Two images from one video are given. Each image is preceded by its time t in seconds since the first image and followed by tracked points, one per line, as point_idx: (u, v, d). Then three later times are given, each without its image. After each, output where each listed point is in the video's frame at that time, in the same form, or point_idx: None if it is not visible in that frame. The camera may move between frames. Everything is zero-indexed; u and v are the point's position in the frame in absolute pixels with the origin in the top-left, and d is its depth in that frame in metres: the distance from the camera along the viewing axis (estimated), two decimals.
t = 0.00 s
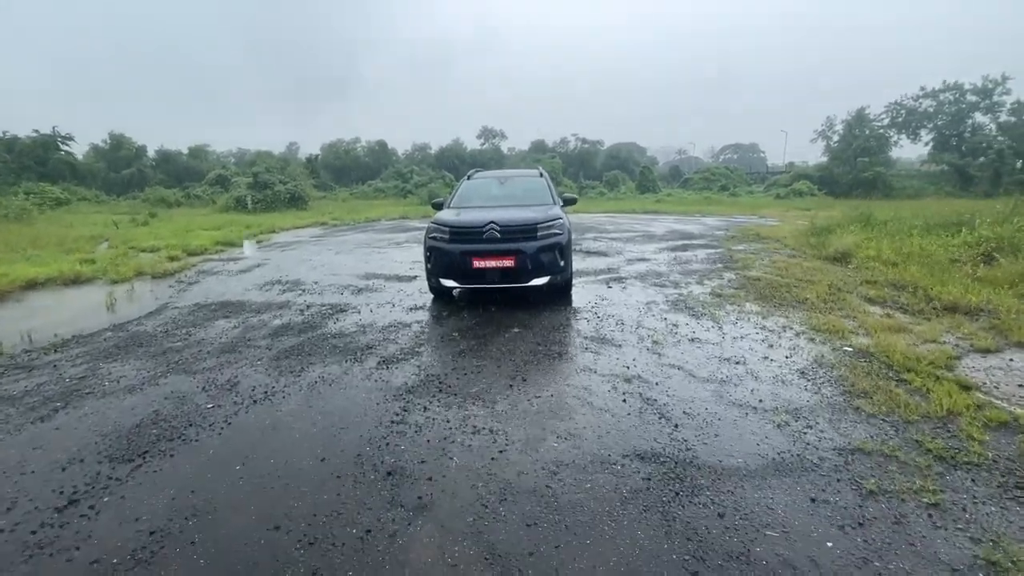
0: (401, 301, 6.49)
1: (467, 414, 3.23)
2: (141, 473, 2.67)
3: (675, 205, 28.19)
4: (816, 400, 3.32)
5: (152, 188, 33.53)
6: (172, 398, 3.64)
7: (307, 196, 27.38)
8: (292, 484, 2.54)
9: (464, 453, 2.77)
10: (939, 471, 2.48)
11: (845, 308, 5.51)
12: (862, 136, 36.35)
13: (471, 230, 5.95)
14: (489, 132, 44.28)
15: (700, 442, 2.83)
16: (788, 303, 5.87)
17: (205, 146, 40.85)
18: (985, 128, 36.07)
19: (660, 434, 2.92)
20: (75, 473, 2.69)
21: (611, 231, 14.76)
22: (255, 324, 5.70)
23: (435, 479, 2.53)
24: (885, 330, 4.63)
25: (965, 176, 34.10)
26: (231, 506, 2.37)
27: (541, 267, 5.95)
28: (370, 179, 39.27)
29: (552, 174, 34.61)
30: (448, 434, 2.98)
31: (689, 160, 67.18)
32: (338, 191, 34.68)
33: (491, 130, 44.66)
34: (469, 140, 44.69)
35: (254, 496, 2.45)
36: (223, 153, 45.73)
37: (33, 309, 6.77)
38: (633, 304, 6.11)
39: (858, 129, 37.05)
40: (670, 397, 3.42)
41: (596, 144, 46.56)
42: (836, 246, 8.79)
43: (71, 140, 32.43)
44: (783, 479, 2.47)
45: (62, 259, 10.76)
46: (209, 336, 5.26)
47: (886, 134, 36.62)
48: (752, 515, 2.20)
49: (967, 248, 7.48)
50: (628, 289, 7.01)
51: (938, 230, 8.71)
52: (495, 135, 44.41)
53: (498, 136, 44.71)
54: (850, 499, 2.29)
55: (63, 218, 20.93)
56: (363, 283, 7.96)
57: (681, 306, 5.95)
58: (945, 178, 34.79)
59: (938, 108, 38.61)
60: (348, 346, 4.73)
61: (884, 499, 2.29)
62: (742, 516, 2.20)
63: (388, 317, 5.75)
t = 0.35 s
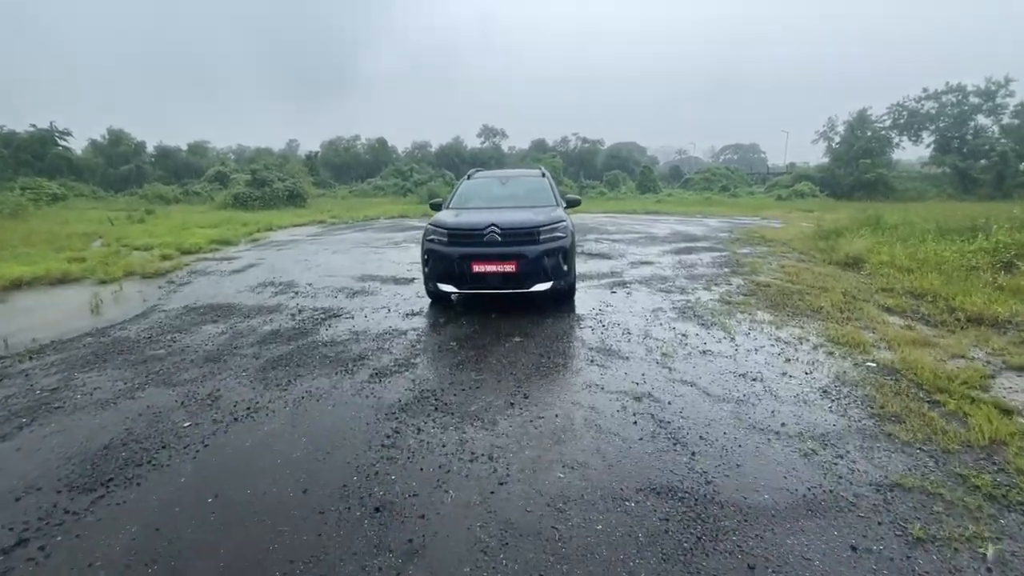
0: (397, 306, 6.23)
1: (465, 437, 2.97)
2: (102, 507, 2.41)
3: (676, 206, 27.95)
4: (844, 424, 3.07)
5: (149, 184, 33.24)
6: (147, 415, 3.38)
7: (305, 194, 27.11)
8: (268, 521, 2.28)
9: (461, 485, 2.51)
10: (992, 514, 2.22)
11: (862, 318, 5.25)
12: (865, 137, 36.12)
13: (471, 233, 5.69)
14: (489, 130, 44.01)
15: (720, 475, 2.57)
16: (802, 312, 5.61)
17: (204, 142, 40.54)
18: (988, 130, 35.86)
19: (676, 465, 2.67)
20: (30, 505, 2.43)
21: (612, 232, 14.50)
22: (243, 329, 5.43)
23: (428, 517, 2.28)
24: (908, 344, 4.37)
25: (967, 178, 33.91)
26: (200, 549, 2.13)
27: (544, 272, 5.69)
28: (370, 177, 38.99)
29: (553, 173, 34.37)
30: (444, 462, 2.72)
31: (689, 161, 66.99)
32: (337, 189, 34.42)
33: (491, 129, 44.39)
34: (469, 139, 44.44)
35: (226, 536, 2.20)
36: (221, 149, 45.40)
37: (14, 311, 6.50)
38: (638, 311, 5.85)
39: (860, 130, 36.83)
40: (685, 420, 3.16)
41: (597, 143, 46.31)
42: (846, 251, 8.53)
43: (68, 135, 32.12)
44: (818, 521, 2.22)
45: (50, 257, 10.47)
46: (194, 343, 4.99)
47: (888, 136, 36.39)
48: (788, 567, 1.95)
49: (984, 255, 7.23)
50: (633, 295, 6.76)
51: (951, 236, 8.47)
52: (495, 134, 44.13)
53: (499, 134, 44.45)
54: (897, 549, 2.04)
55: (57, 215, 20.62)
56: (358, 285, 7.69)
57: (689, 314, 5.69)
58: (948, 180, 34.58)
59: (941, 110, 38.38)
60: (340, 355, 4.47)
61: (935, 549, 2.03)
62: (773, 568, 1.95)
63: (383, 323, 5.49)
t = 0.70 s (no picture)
0: (392, 308, 5.99)
1: (460, 456, 2.73)
2: (56, 538, 2.17)
3: (676, 206, 27.76)
4: (872, 443, 2.83)
5: (146, 181, 32.97)
6: (117, 428, 3.13)
7: (303, 192, 26.87)
8: (239, 556, 2.05)
9: (454, 513, 2.28)
10: None
11: (878, 324, 5.02)
12: (866, 138, 35.93)
13: (469, 232, 5.44)
14: (489, 129, 43.78)
15: (741, 502, 2.34)
16: (815, 317, 5.38)
17: (202, 139, 40.28)
18: (991, 131, 35.69)
19: (691, 490, 2.44)
20: None
21: (614, 232, 14.27)
22: (230, 332, 5.18)
23: (417, 552, 2.05)
24: (931, 354, 4.13)
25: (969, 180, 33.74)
26: None
27: (545, 274, 5.45)
28: (369, 176, 38.74)
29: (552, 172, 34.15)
30: (436, 485, 2.49)
31: (690, 161, 66.79)
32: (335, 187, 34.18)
33: (491, 127, 44.14)
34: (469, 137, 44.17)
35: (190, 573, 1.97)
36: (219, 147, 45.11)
37: None
38: (643, 315, 5.61)
39: (862, 131, 36.65)
40: (699, 437, 2.93)
41: (597, 143, 46.10)
42: (856, 253, 8.30)
43: (64, 131, 31.84)
44: (855, 559, 1.99)
45: (38, 255, 10.21)
46: (177, 347, 4.75)
47: (889, 137, 36.20)
48: None
49: (999, 258, 7.00)
50: (637, 298, 6.51)
51: (963, 238, 8.24)
52: (495, 133, 43.89)
53: (498, 133, 44.23)
54: None
55: (51, 211, 20.37)
56: (353, 286, 7.44)
57: (697, 319, 5.45)
58: (950, 182, 34.41)
59: (943, 111, 38.20)
60: (329, 362, 4.23)
61: None
62: None
63: (377, 326, 5.24)
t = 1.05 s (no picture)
0: (386, 314, 5.73)
1: (453, 487, 2.48)
2: None
3: (676, 206, 27.54)
4: (906, 472, 2.59)
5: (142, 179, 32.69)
6: (79, 450, 2.86)
7: (300, 191, 26.59)
8: None
9: (445, 559, 2.03)
10: None
11: (896, 334, 4.77)
12: (867, 139, 35.73)
13: (466, 235, 5.18)
14: (488, 128, 43.54)
15: (769, 546, 2.09)
16: (829, 326, 5.13)
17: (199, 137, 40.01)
18: (992, 133, 35.47)
19: (712, 531, 2.18)
20: None
21: (614, 233, 14.02)
22: (213, 340, 4.91)
23: None
24: (957, 369, 3.88)
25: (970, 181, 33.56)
26: None
27: (546, 279, 5.20)
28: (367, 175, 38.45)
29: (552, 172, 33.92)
30: (425, 523, 2.23)
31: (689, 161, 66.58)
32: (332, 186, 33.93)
33: (489, 127, 43.89)
34: (467, 137, 43.87)
35: None
36: (217, 145, 44.79)
37: None
38: (648, 323, 5.36)
39: (862, 132, 36.46)
40: (716, 464, 2.68)
41: (596, 143, 45.87)
42: (865, 257, 8.06)
43: (60, 128, 31.53)
44: None
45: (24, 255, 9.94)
46: (155, 356, 4.48)
47: (890, 138, 36.00)
48: None
49: (1016, 264, 6.76)
50: (641, 303, 6.26)
51: (976, 242, 8.01)
52: (494, 133, 43.63)
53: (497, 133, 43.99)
54: None
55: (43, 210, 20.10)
56: (346, 289, 7.18)
57: (705, 328, 5.19)
58: (951, 183, 34.19)
59: (943, 112, 38.02)
60: (316, 374, 3.96)
61: None
62: None
63: (368, 334, 4.98)
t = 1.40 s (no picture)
0: (380, 321, 5.50)
1: (444, 520, 2.26)
2: None
3: (676, 207, 27.36)
4: (941, 504, 2.36)
5: (138, 179, 32.44)
6: (38, 475, 2.63)
7: (297, 190, 26.34)
8: None
9: None
10: None
11: (913, 345, 4.55)
12: (867, 141, 35.58)
13: (462, 239, 4.95)
14: (487, 128, 43.34)
15: None
16: (842, 335, 4.91)
17: (196, 137, 39.78)
18: (992, 134, 35.34)
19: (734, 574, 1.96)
20: None
21: (615, 235, 13.81)
22: (197, 348, 4.67)
23: None
24: (982, 384, 3.66)
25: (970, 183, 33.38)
26: None
27: (546, 285, 4.97)
28: (365, 175, 38.19)
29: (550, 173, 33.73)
30: (414, 565, 2.01)
31: (688, 162, 66.42)
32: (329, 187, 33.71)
33: (488, 127, 43.69)
34: (466, 137, 43.64)
35: None
36: (214, 145, 44.50)
37: None
38: (652, 331, 5.13)
39: (862, 133, 36.31)
40: (733, 493, 2.45)
41: (596, 143, 45.70)
42: (873, 262, 7.85)
43: (55, 127, 31.25)
44: None
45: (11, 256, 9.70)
46: (134, 366, 4.24)
47: (890, 140, 35.85)
48: None
49: None
50: (644, 310, 6.03)
51: (987, 247, 7.80)
52: (493, 133, 43.42)
53: (496, 133, 43.80)
54: None
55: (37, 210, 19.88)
56: (339, 293, 6.95)
57: (712, 336, 4.96)
58: (951, 185, 34.05)
59: (942, 114, 37.88)
60: (302, 387, 3.73)
61: None
62: None
63: (359, 343, 4.74)
